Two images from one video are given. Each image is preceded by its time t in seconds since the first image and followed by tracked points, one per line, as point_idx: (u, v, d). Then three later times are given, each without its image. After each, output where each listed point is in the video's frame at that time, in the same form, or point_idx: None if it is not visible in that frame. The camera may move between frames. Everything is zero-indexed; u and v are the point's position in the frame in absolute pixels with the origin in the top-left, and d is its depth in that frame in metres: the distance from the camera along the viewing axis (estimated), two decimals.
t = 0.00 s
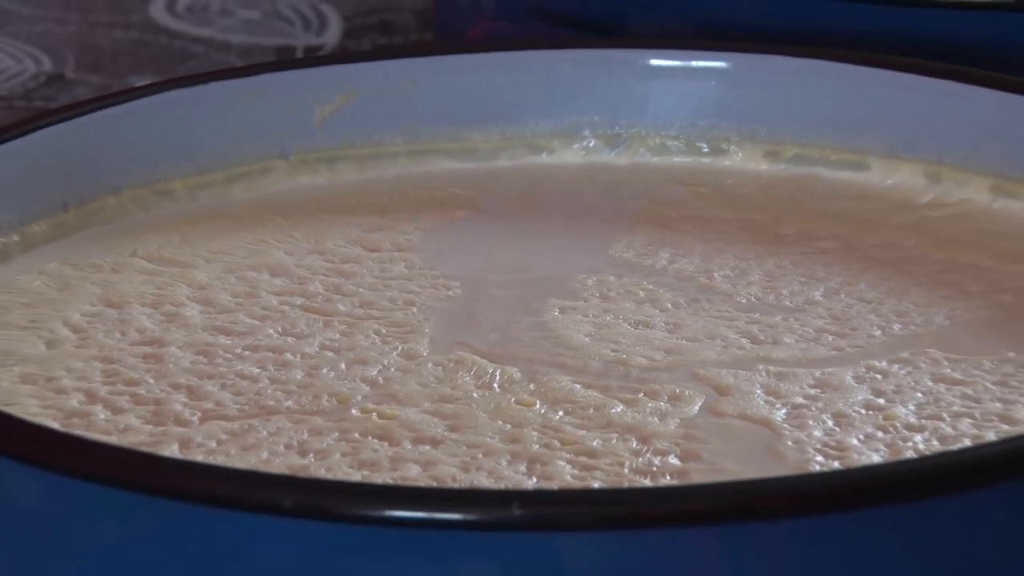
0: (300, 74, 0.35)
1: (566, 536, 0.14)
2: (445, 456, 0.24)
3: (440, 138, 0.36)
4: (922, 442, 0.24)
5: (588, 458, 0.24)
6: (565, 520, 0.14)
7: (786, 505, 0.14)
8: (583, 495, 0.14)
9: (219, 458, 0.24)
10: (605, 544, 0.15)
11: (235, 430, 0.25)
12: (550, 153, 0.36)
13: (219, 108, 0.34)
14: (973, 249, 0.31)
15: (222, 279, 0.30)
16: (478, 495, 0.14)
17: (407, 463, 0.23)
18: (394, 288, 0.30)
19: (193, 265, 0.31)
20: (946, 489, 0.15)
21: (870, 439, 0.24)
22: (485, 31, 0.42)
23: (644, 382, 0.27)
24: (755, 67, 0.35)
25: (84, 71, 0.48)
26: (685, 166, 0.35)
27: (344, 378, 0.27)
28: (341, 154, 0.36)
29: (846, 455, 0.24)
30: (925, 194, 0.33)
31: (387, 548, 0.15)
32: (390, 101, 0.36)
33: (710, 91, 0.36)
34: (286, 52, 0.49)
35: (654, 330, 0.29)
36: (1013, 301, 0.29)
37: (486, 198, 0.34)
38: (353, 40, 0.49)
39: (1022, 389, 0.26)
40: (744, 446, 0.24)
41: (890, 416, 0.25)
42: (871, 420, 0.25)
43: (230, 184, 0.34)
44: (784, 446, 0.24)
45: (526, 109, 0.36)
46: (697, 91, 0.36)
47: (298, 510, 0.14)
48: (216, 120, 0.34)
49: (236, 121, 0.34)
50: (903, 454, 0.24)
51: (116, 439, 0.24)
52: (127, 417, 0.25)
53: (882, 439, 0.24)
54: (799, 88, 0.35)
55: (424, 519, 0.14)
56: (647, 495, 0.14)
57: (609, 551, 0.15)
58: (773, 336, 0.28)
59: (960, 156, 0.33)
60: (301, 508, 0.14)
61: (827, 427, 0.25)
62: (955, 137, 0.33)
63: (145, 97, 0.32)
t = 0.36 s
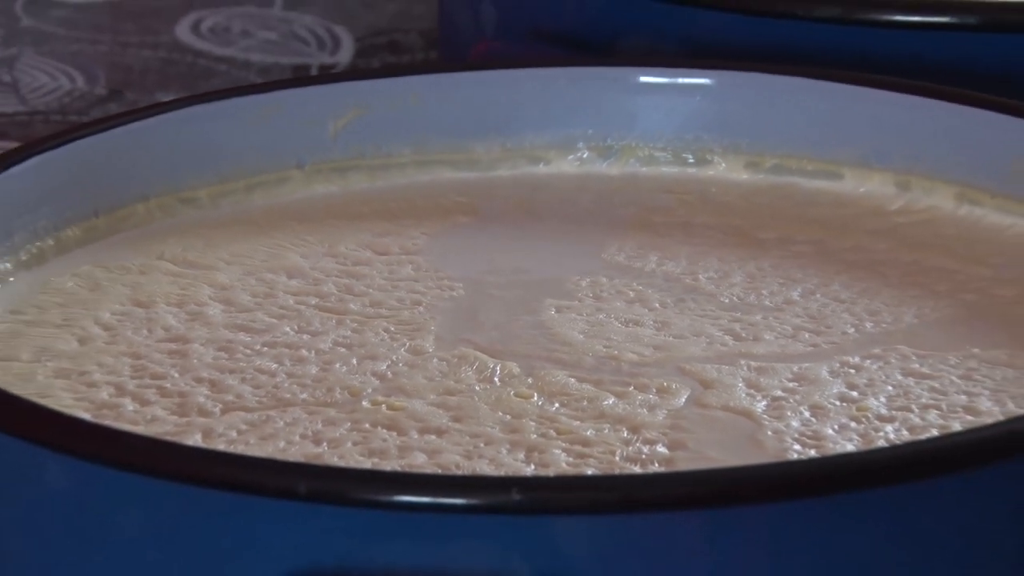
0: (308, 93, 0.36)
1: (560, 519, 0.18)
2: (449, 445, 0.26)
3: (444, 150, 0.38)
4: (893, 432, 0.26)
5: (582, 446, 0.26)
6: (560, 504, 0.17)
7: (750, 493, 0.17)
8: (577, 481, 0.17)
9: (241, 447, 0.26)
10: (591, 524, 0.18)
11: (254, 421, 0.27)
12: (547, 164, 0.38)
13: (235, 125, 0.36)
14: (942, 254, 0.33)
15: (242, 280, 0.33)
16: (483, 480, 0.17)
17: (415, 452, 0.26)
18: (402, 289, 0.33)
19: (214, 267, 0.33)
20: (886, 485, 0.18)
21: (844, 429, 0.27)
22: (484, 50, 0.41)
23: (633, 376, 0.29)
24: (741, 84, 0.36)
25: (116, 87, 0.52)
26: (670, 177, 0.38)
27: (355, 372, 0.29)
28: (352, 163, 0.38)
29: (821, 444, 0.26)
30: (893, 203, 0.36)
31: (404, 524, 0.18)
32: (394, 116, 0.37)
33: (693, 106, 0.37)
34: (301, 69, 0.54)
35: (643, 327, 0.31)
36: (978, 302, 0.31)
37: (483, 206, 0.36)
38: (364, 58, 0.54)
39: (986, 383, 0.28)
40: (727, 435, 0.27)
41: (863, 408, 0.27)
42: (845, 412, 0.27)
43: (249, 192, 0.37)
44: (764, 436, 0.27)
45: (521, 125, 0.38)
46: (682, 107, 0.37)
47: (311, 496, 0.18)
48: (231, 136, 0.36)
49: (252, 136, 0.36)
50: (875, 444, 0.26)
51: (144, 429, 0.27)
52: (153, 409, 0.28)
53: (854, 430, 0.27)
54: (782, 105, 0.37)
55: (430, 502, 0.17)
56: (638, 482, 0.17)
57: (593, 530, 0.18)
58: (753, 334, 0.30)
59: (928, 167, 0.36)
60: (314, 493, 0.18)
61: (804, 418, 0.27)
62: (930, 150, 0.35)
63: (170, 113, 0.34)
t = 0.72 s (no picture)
0: (318, 106, 0.38)
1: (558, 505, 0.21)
2: (453, 435, 0.28)
3: (447, 161, 0.40)
4: (867, 423, 0.29)
5: (577, 435, 0.28)
6: (557, 490, 0.20)
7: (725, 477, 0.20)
8: (575, 471, 0.20)
9: (261, 436, 0.28)
10: (586, 511, 0.21)
11: (272, 413, 0.29)
12: (544, 173, 0.40)
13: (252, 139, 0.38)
14: (914, 258, 0.36)
15: (260, 282, 0.35)
16: (489, 468, 0.20)
17: (422, 441, 0.28)
18: (409, 289, 0.35)
19: (234, 269, 0.36)
20: (843, 477, 0.21)
21: (821, 420, 0.29)
22: (485, 68, 0.44)
23: (625, 370, 0.31)
24: (727, 99, 0.38)
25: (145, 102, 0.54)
26: (658, 186, 0.40)
27: (366, 367, 0.31)
28: (363, 172, 0.40)
29: (799, 434, 0.28)
30: (870, 210, 0.38)
31: (419, 511, 0.21)
32: (407, 129, 0.40)
33: (681, 119, 0.39)
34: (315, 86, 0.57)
35: (634, 325, 0.33)
36: (947, 302, 0.34)
37: (483, 214, 0.39)
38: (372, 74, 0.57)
39: (953, 377, 0.31)
40: (712, 425, 0.29)
41: (838, 400, 0.30)
42: (822, 404, 0.30)
43: (267, 200, 0.39)
44: (746, 426, 0.29)
45: (517, 137, 0.40)
46: (670, 120, 0.39)
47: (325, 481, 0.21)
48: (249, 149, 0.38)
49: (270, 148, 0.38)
50: (850, 433, 0.28)
51: (170, 420, 0.29)
52: (179, 400, 0.30)
53: (830, 420, 0.29)
54: (767, 118, 0.38)
55: (435, 488, 0.20)
56: (630, 470, 0.20)
57: (589, 515, 0.21)
58: (736, 331, 0.33)
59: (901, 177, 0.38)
60: (330, 480, 0.21)
61: (784, 410, 0.29)
62: (906, 162, 0.37)
63: (190, 126, 0.36)
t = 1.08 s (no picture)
0: (330, 121, 0.40)
1: (557, 492, 0.23)
2: (457, 426, 0.31)
3: (450, 170, 0.42)
4: (843, 414, 0.31)
5: (572, 426, 0.31)
6: (552, 477, 0.23)
7: (703, 468, 0.23)
8: (570, 460, 0.23)
9: (279, 426, 0.31)
10: (582, 497, 0.23)
11: (288, 405, 0.32)
12: (541, 182, 0.43)
13: (267, 150, 0.40)
14: (889, 261, 0.38)
15: (277, 283, 0.38)
16: (491, 458, 0.23)
17: (428, 431, 0.30)
18: (416, 289, 0.37)
19: (252, 271, 0.38)
20: (810, 467, 0.23)
21: (800, 411, 0.31)
22: (487, 83, 0.46)
23: (617, 365, 0.34)
24: (715, 114, 0.40)
25: (170, 115, 0.56)
26: (647, 195, 0.42)
27: (375, 362, 0.34)
28: (373, 180, 0.42)
29: (780, 424, 0.31)
30: (845, 216, 0.40)
31: (431, 499, 0.23)
32: (412, 143, 0.41)
33: (669, 132, 0.41)
34: (329, 100, 0.58)
35: (625, 323, 0.36)
36: (919, 303, 0.36)
37: (484, 224, 0.41)
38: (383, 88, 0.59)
39: (923, 371, 0.33)
40: (698, 417, 0.31)
41: (816, 394, 0.32)
42: (801, 396, 0.32)
43: (284, 206, 0.41)
44: (730, 417, 0.31)
45: (515, 148, 0.42)
46: (660, 133, 0.41)
47: (336, 467, 0.23)
48: (263, 159, 0.40)
49: (280, 162, 0.40)
50: (827, 423, 0.31)
51: (193, 411, 0.32)
52: (202, 393, 0.33)
53: (808, 412, 0.31)
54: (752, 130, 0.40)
55: (440, 475, 0.23)
56: (620, 459, 0.23)
57: (589, 503, 0.23)
58: (720, 328, 0.35)
59: (876, 185, 0.40)
60: (341, 467, 0.23)
61: (765, 402, 0.32)
62: (889, 171, 0.39)
63: (214, 137, 0.39)
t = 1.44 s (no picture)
0: (344, 130, 0.43)
1: (555, 480, 0.25)
2: (461, 417, 0.33)
3: (454, 178, 0.45)
4: (822, 406, 0.33)
5: (568, 417, 0.33)
6: (551, 466, 0.25)
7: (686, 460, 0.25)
8: (569, 450, 0.25)
9: (293, 416, 0.33)
10: (580, 486, 0.25)
11: (302, 398, 0.34)
12: (540, 189, 0.45)
13: (281, 160, 0.42)
14: (867, 265, 0.40)
15: (291, 283, 0.40)
16: (493, 448, 0.25)
17: (433, 422, 0.33)
18: (422, 289, 0.40)
19: (267, 273, 0.41)
20: (787, 456, 0.25)
21: (782, 404, 0.34)
22: (489, 97, 0.49)
23: (610, 361, 0.36)
24: (702, 125, 0.43)
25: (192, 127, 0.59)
26: (639, 202, 0.45)
27: (384, 357, 0.36)
28: (382, 188, 0.45)
29: (762, 416, 0.33)
30: (823, 220, 0.43)
31: (434, 486, 0.26)
32: (419, 151, 0.44)
33: (659, 141, 0.43)
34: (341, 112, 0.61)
35: (617, 321, 0.38)
36: (894, 302, 0.39)
37: (487, 226, 0.43)
38: (390, 104, 0.61)
39: (898, 366, 0.36)
40: (686, 409, 0.34)
41: (796, 387, 0.35)
42: (783, 390, 0.34)
43: (298, 212, 0.44)
44: (717, 410, 0.34)
45: (514, 158, 0.45)
46: (649, 142, 0.44)
47: (347, 458, 0.25)
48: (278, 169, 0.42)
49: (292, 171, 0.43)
50: (807, 415, 0.33)
51: (213, 404, 0.34)
52: (222, 386, 0.35)
53: (789, 405, 0.34)
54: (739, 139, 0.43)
55: (445, 464, 0.25)
56: (615, 451, 0.25)
57: (586, 493, 0.26)
58: (707, 325, 0.38)
59: (855, 192, 0.42)
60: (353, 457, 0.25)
61: (750, 395, 0.34)
62: (866, 180, 0.42)
63: (233, 147, 0.41)
